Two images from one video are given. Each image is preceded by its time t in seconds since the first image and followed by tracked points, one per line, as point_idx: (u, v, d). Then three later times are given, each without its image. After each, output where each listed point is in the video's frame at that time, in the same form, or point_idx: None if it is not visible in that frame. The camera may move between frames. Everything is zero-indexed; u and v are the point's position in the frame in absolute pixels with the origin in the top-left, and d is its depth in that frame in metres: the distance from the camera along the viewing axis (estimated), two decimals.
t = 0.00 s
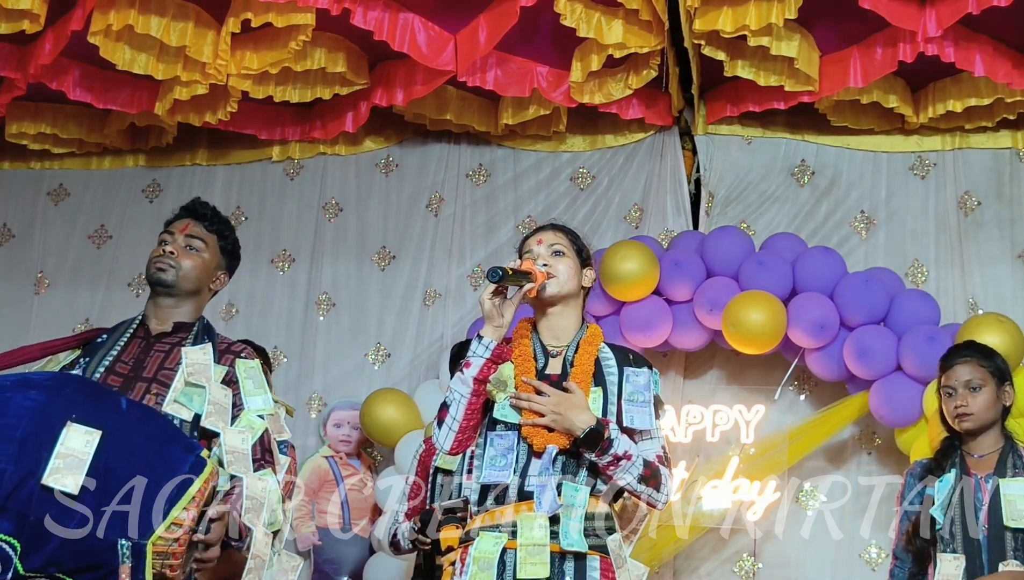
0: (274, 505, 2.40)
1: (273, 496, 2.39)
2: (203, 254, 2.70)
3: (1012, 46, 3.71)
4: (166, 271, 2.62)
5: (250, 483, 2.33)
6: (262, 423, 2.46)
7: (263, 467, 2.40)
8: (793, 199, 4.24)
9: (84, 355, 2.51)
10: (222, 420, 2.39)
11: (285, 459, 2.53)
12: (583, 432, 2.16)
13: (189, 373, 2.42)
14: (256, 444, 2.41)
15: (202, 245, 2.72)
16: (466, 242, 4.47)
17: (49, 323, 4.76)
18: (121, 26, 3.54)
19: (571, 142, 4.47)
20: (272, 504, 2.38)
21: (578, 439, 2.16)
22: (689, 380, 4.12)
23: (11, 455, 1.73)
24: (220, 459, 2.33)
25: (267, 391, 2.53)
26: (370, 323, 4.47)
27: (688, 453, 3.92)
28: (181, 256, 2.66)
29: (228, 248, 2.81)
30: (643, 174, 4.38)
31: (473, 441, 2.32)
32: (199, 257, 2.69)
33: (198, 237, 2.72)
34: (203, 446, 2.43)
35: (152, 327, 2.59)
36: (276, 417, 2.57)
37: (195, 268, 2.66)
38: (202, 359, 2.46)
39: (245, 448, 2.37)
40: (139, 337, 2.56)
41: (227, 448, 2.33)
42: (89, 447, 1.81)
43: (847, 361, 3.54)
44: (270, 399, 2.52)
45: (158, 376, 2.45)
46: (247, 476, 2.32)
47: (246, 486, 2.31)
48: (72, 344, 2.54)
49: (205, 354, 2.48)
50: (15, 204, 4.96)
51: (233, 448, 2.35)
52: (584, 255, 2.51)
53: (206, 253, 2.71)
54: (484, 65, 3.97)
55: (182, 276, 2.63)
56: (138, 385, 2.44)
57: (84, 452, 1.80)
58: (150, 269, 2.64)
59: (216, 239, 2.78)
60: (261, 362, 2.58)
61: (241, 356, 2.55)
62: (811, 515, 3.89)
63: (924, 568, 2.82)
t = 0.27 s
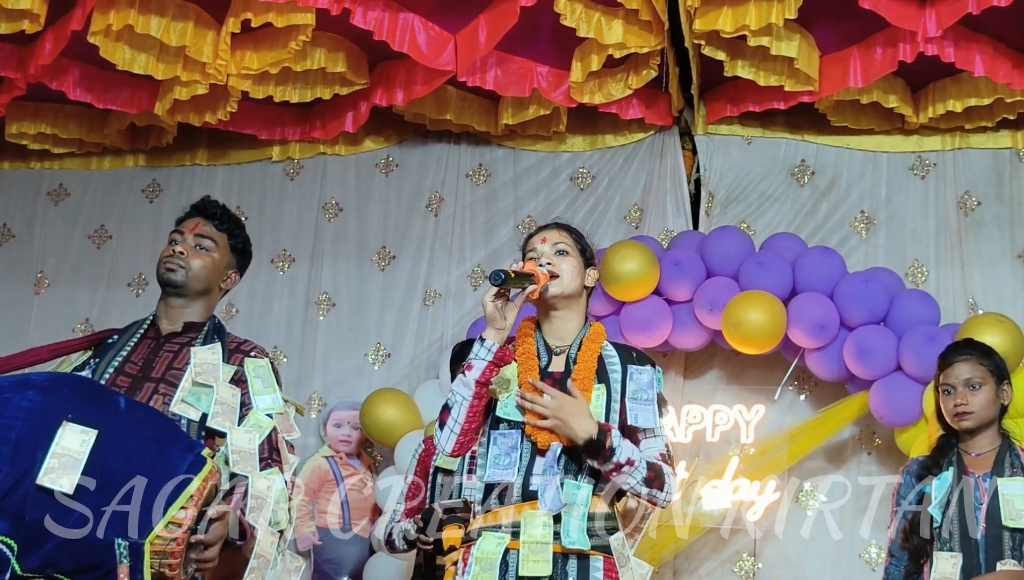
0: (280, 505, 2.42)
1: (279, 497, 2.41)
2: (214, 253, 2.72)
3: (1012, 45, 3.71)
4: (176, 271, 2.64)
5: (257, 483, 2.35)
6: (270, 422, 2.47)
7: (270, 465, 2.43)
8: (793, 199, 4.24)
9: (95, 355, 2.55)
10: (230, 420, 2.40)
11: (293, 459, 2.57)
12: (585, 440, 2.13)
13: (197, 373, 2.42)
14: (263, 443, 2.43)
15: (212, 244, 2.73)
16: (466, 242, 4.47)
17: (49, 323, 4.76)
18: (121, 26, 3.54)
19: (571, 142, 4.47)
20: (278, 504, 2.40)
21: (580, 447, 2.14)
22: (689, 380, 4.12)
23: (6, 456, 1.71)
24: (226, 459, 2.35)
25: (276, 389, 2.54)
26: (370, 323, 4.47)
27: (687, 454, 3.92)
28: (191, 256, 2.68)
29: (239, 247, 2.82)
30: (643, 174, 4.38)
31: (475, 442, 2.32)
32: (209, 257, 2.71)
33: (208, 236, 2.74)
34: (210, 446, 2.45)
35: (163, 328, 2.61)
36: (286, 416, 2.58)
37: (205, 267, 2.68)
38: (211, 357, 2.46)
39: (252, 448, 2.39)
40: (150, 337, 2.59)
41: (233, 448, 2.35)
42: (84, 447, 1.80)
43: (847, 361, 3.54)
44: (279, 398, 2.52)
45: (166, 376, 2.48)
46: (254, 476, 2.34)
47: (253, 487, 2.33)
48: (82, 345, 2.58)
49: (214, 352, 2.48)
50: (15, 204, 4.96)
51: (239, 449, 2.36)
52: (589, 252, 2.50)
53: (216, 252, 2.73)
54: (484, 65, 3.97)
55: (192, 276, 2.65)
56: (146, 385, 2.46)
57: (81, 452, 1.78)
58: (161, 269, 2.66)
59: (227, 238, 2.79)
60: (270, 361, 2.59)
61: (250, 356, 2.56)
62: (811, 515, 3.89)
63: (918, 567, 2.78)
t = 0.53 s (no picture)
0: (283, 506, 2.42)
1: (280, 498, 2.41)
2: (222, 252, 2.72)
3: (1012, 45, 3.71)
4: (184, 270, 2.64)
5: (259, 484, 2.35)
6: (276, 422, 2.46)
7: (274, 467, 2.41)
8: (793, 199, 4.24)
9: (103, 354, 2.55)
10: (235, 419, 2.41)
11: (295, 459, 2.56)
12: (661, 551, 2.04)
13: (203, 372, 2.44)
14: (268, 443, 2.42)
15: (220, 243, 2.73)
16: (466, 242, 4.47)
17: (49, 323, 4.76)
18: (121, 26, 3.54)
19: (571, 142, 4.47)
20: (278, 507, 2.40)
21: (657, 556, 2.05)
22: (689, 381, 4.12)
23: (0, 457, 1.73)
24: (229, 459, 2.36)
25: (282, 389, 2.53)
26: (370, 323, 4.46)
27: (688, 453, 3.93)
28: (199, 256, 2.68)
29: (248, 246, 2.82)
30: (643, 174, 4.38)
31: (476, 451, 2.32)
32: (218, 256, 2.71)
33: (217, 235, 2.74)
34: (214, 446, 2.45)
35: (171, 327, 2.61)
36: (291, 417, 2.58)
37: (213, 266, 2.68)
38: (217, 357, 2.48)
39: (255, 448, 2.38)
40: (158, 336, 2.58)
41: (237, 448, 2.35)
42: (79, 449, 1.79)
43: (847, 361, 3.54)
44: (285, 397, 2.52)
45: (172, 376, 2.47)
46: (256, 477, 2.34)
47: (255, 488, 2.34)
48: (90, 345, 2.57)
49: (220, 351, 2.50)
50: (15, 204, 4.96)
51: (242, 448, 2.36)
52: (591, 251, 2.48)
53: (225, 252, 2.73)
54: (484, 65, 3.97)
55: (201, 275, 2.65)
56: (151, 384, 2.45)
57: (75, 454, 1.78)
58: (169, 269, 2.66)
59: (236, 237, 2.79)
60: (277, 360, 2.59)
61: (256, 355, 2.56)
62: (811, 515, 3.89)
63: (911, 565, 2.76)
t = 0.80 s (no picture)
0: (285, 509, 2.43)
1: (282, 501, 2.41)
2: (227, 252, 2.72)
3: (1012, 45, 3.71)
4: (189, 270, 2.64)
5: (262, 485, 2.35)
6: (279, 425, 2.46)
7: (276, 469, 2.42)
8: (793, 199, 4.24)
9: (108, 354, 2.56)
10: (238, 420, 2.41)
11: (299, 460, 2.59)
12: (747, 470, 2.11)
13: (206, 373, 2.44)
14: (271, 445, 2.42)
15: (225, 242, 2.73)
16: (466, 242, 4.47)
17: (49, 323, 4.76)
18: (121, 26, 3.54)
19: (571, 142, 4.47)
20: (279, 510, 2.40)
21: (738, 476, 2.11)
22: (689, 381, 4.11)
23: None
24: (233, 460, 2.35)
25: (286, 390, 2.52)
26: (371, 323, 4.47)
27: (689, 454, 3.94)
28: (205, 255, 2.68)
29: (253, 245, 2.81)
30: (643, 174, 4.38)
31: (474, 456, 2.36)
32: (224, 255, 2.71)
33: (222, 234, 2.73)
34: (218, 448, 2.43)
35: (176, 326, 2.62)
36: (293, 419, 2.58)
37: (219, 265, 2.68)
38: (221, 357, 2.47)
39: (259, 449, 2.38)
40: (162, 336, 2.60)
41: (240, 450, 2.35)
42: (79, 453, 1.79)
43: (847, 361, 3.54)
44: (288, 399, 2.51)
45: (175, 376, 2.47)
46: (258, 478, 2.34)
47: (259, 488, 2.34)
48: (95, 345, 2.58)
49: (224, 351, 2.48)
50: (15, 204, 4.96)
51: (246, 450, 2.36)
52: (585, 250, 2.43)
53: (230, 250, 2.73)
54: (484, 65, 3.97)
55: (206, 274, 2.65)
56: (155, 385, 2.46)
57: (76, 458, 1.78)
58: (175, 268, 2.66)
59: (241, 235, 2.78)
60: (281, 361, 2.58)
61: (261, 355, 2.55)
62: (811, 515, 3.89)
63: (906, 565, 2.79)
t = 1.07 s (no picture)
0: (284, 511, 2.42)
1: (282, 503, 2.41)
2: (226, 252, 2.72)
3: (1012, 45, 3.71)
4: (188, 271, 2.64)
5: (262, 485, 2.35)
6: (278, 426, 2.46)
7: (276, 471, 2.42)
8: (793, 199, 4.24)
9: (108, 354, 2.56)
10: (238, 421, 2.41)
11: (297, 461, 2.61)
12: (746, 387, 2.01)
13: (207, 372, 2.43)
14: (271, 447, 2.42)
15: (224, 242, 2.72)
16: (466, 242, 4.47)
17: (49, 322, 4.76)
18: (121, 26, 3.54)
19: (571, 142, 4.47)
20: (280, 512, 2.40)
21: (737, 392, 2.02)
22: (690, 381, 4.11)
23: (6, 461, 1.72)
24: (234, 461, 2.35)
25: (285, 391, 2.51)
26: (371, 323, 4.46)
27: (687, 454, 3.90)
28: (203, 255, 2.68)
29: (252, 244, 2.81)
30: (643, 174, 4.38)
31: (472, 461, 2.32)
32: (222, 256, 2.71)
33: (220, 234, 2.73)
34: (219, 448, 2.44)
35: (175, 326, 2.62)
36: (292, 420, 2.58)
37: (218, 266, 2.68)
38: (222, 356, 2.46)
39: (258, 450, 2.39)
40: (162, 335, 2.60)
41: (240, 450, 2.35)
42: (86, 452, 1.80)
43: (847, 361, 3.54)
44: (288, 400, 2.50)
45: (175, 376, 2.47)
46: (259, 479, 2.34)
47: (259, 489, 2.34)
48: (95, 346, 2.57)
49: (225, 351, 2.48)
50: (15, 204, 4.96)
51: (246, 451, 2.37)
52: (576, 255, 2.44)
53: (228, 251, 2.73)
54: (484, 65, 3.97)
55: (205, 275, 2.65)
56: (155, 385, 2.46)
57: (82, 457, 1.79)
58: (174, 269, 2.66)
59: (239, 235, 2.78)
60: (281, 362, 2.57)
61: (261, 356, 2.55)
62: (811, 516, 3.89)
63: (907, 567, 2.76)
